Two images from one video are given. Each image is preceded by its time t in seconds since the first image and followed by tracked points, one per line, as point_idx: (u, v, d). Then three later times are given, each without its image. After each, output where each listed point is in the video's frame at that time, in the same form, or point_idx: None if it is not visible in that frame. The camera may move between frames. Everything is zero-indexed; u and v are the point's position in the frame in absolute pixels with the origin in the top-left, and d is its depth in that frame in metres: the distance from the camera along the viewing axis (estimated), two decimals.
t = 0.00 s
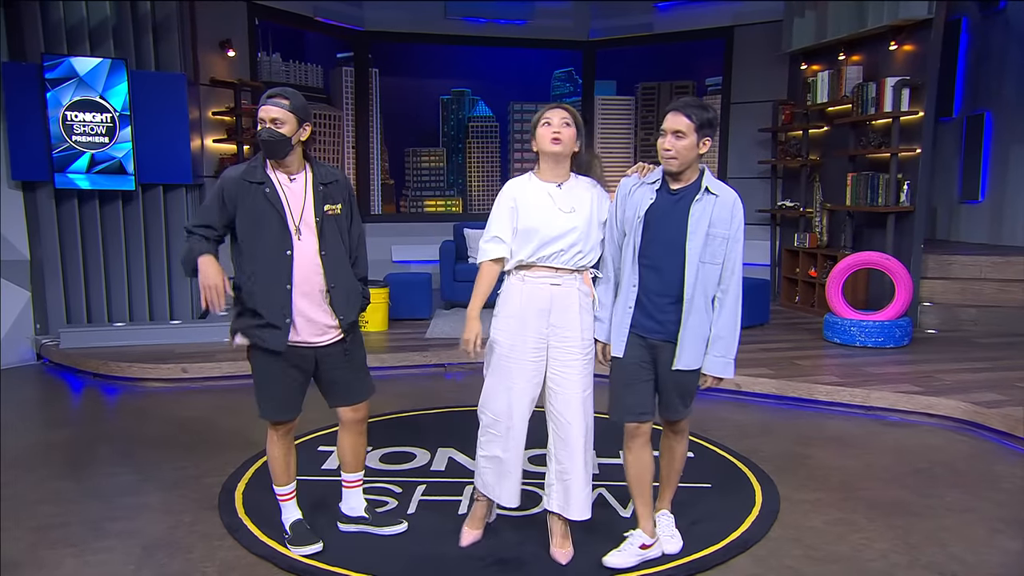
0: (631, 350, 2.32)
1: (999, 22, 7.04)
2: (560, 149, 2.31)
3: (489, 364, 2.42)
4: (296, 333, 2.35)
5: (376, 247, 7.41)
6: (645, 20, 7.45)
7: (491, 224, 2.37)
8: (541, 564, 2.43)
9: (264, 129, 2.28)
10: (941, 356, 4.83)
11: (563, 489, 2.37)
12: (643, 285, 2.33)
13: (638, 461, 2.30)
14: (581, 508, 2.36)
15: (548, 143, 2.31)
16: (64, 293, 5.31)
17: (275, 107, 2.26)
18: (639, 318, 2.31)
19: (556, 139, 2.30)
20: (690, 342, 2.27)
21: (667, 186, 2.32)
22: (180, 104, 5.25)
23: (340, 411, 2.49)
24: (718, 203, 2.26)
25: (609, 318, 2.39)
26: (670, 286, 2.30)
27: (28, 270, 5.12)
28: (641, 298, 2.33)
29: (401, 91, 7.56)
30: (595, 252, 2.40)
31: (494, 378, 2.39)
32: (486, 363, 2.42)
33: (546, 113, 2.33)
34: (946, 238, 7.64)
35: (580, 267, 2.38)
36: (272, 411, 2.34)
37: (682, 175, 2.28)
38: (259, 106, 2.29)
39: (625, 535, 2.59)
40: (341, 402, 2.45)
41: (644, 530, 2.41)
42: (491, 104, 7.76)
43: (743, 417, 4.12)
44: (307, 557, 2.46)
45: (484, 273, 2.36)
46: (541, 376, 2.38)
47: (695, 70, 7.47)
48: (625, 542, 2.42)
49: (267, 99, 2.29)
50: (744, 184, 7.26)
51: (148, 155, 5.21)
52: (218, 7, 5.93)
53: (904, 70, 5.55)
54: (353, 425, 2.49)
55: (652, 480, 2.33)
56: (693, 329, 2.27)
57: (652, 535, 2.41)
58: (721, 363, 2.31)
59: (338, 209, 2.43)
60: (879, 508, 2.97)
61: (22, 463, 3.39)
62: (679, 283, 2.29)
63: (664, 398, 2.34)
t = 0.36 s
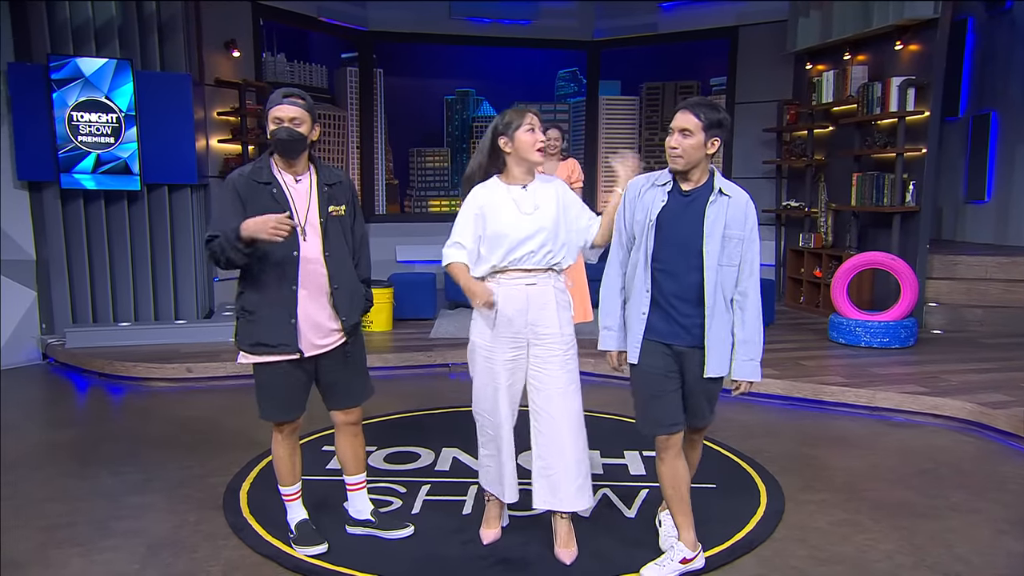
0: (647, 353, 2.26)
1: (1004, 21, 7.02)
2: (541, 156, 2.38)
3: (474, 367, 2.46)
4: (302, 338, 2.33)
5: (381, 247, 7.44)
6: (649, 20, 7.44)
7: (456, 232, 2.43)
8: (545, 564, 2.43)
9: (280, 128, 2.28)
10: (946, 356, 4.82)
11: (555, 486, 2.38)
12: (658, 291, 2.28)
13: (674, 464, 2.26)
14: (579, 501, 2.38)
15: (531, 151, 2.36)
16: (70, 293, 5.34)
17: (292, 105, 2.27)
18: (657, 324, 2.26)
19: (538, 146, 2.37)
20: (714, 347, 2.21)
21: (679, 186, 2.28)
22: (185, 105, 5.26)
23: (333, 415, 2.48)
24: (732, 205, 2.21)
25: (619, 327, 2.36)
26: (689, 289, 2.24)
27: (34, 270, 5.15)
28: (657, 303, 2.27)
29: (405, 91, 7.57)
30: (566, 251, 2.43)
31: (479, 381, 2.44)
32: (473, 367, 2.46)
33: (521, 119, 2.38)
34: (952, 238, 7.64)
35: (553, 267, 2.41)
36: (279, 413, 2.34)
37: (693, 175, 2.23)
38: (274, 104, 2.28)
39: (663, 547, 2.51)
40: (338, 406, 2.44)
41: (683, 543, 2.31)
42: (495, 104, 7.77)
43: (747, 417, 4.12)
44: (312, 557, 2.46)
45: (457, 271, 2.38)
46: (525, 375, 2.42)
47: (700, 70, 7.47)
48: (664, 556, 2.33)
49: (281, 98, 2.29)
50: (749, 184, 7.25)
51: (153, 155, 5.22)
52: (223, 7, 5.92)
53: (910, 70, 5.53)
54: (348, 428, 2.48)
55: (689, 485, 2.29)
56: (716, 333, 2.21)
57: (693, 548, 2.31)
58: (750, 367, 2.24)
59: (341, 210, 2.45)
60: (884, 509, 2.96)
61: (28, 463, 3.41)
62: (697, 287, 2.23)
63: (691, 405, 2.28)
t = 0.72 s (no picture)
0: (643, 359, 2.29)
1: (1002, 23, 7.05)
2: (526, 160, 2.39)
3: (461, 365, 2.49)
4: (317, 339, 2.36)
5: (381, 248, 7.49)
6: (649, 22, 7.46)
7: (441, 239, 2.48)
8: (544, 563, 2.45)
9: (326, 133, 2.35)
10: (944, 357, 4.85)
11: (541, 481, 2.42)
12: (657, 295, 2.28)
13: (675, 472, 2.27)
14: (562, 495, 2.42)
15: (515, 155, 2.37)
16: (72, 294, 5.37)
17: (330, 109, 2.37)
18: (657, 328, 2.27)
19: (522, 150, 2.38)
20: (719, 350, 2.18)
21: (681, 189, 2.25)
22: (186, 107, 5.29)
23: (335, 415, 2.49)
24: (735, 204, 2.17)
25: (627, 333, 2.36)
26: (692, 292, 2.22)
27: (36, 271, 5.17)
28: (660, 306, 2.27)
29: (406, 93, 7.60)
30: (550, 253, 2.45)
31: (466, 379, 2.46)
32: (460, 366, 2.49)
33: (504, 124, 2.38)
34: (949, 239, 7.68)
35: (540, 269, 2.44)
36: (288, 416, 2.35)
37: (693, 175, 2.20)
38: (310, 112, 2.31)
39: (665, 546, 2.54)
40: (339, 406, 2.45)
41: (683, 543, 2.33)
42: (496, 106, 7.80)
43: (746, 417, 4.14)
44: (314, 557, 2.49)
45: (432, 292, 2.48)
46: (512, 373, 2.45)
47: (698, 72, 7.50)
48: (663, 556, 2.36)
49: (318, 104, 2.33)
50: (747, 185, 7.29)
51: (155, 156, 5.25)
52: (225, 10, 5.95)
53: (907, 72, 5.56)
54: (350, 428, 2.50)
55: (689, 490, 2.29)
56: (720, 336, 2.17)
57: (693, 549, 2.33)
58: (762, 368, 2.19)
59: (348, 209, 2.50)
60: (881, 509, 2.98)
61: (31, 463, 3.43)
62: (700, 289, 2.21)
63: (700, 411, 2.26)
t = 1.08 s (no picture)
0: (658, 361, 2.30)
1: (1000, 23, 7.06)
2: (530, 161, 2.39)
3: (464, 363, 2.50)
4: (334, 340, 2.39)
5: (380, 248, 7.51)
6: (648, 23, 7.48)
7: (448, 238, 2.48)
8: (544, 563, 2.46)
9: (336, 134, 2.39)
10: (942, 357, 4.85)
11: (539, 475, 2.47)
12: (671, 297, 2.27)
13: (683, 477, 2.30)
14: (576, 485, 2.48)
15: (519, 157, 2.37)
16: (72, 293, 5.37)
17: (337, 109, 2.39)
18: (666, 327, 2.28)
19: (526, 152, 2.38)
20: (718, 354, 2.15)
21: (701, 188, 2.23)
22: (186, 107, 5.29)
23: (336, 412, 2.49)
24: (752, 205, 2.12)
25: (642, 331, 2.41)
26: (700, 294, 2.21)
27: (35, 271, 5.17)
28: (672, 307, 2.26)
29: (405, 93, 7.61)
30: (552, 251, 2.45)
31: (468, 377, 2.47)
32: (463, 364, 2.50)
33: (506, 127, 2.37)
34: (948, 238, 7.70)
35: (544, 267, 2.45)
36: (304, 418, 2.35)
37: (714, 174, 2.17)
38: (324, 113, 2.32)
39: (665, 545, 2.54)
40: (342, 402, 2.46)
41: (683, 544, 2.35)
42: (495, 106, 7.80)
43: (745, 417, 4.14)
44: (313, 557, 2.49)
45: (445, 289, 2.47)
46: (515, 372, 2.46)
47: (697, 72, 7.51)
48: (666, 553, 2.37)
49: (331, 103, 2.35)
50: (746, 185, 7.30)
51: (155, 156, 5.25)
52: (225, 10, 5.97)
53: (906, 73, 5.58)
54: (350, 426, 2.50)
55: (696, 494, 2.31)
56: (722, 339, 2.15)
57: (692, 550, 2.35)
58: (764, 377, 2.12)
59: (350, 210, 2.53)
60: (881, 509, 2.98)
61: (30, 463, 3.43)
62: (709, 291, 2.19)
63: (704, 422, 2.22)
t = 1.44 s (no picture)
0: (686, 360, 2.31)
1: (997, 24, 7.08)
2: (544, 161, 2.38)
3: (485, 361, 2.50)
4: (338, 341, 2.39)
5: (377, 249, 7.49)
6: (646, 24, 7.50)
7: (471, 235, 2.45)
8: (542, 564, 2.46)
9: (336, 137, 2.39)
10: (940, 358, 4.86)
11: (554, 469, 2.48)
12: (699, 298, 2.30)
13: (692, 477, 2.30)
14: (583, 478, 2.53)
15: (533, 158, 2.35)
16: (69, 294, 5.35)
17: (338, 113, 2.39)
18: (692, 328, 2.31)
19: (540, 153, 2.36)
20: (741, 358, 2.18)
21: (730, 191, 2.26)
22: (183, 108, 5.31)
23: (330, 414, 2.49)
24: (778, 211, 2.13)
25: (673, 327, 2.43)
26: (726, 297, 2.24)
27: (33, 271, 5.17)
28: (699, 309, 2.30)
29: (403, 93, 7.62)
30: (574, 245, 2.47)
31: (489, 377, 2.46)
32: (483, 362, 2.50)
33: (519, 127, 2.35)
34: (946, 239, 7.72)
35: (567, 262, 2.46)
36: (300, 420, 2.35)
37: (741, 177, 2.19)
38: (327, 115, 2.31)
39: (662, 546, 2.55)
40: (335, 404, 2.45)
41: (682, 546, 2.35)
42: (493, 107, 7.80)
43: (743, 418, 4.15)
44: (310, 558, 2.49)
45: (483, 291, 2.41)
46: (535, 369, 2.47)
47: (695, 74, 7.53)
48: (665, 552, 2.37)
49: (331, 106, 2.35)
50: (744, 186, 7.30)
51: (152, 156, 5.26)
52: (223, 12, 5.98)
53: (903, 74, 5.59)
54: (344, 427, 2.50)
55: (702, 493, 2.32)
56: (746, 344, 2.18)
57: (690, 550, 2.35)
58: (779, 385, 2.13)
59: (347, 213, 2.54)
60: (878, 509, 2.99)
61: (27, 464, 3.43)
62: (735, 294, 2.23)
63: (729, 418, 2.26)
